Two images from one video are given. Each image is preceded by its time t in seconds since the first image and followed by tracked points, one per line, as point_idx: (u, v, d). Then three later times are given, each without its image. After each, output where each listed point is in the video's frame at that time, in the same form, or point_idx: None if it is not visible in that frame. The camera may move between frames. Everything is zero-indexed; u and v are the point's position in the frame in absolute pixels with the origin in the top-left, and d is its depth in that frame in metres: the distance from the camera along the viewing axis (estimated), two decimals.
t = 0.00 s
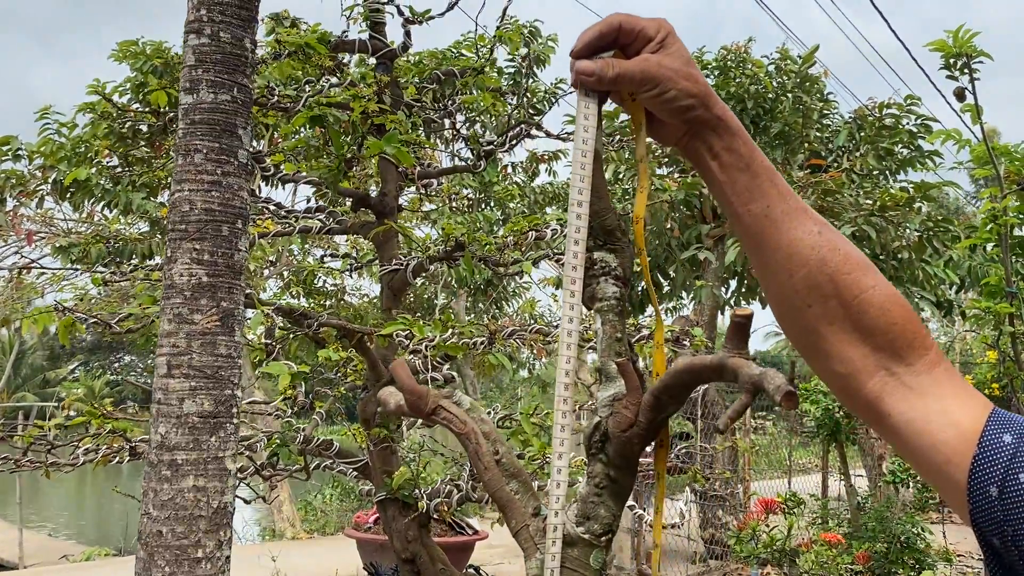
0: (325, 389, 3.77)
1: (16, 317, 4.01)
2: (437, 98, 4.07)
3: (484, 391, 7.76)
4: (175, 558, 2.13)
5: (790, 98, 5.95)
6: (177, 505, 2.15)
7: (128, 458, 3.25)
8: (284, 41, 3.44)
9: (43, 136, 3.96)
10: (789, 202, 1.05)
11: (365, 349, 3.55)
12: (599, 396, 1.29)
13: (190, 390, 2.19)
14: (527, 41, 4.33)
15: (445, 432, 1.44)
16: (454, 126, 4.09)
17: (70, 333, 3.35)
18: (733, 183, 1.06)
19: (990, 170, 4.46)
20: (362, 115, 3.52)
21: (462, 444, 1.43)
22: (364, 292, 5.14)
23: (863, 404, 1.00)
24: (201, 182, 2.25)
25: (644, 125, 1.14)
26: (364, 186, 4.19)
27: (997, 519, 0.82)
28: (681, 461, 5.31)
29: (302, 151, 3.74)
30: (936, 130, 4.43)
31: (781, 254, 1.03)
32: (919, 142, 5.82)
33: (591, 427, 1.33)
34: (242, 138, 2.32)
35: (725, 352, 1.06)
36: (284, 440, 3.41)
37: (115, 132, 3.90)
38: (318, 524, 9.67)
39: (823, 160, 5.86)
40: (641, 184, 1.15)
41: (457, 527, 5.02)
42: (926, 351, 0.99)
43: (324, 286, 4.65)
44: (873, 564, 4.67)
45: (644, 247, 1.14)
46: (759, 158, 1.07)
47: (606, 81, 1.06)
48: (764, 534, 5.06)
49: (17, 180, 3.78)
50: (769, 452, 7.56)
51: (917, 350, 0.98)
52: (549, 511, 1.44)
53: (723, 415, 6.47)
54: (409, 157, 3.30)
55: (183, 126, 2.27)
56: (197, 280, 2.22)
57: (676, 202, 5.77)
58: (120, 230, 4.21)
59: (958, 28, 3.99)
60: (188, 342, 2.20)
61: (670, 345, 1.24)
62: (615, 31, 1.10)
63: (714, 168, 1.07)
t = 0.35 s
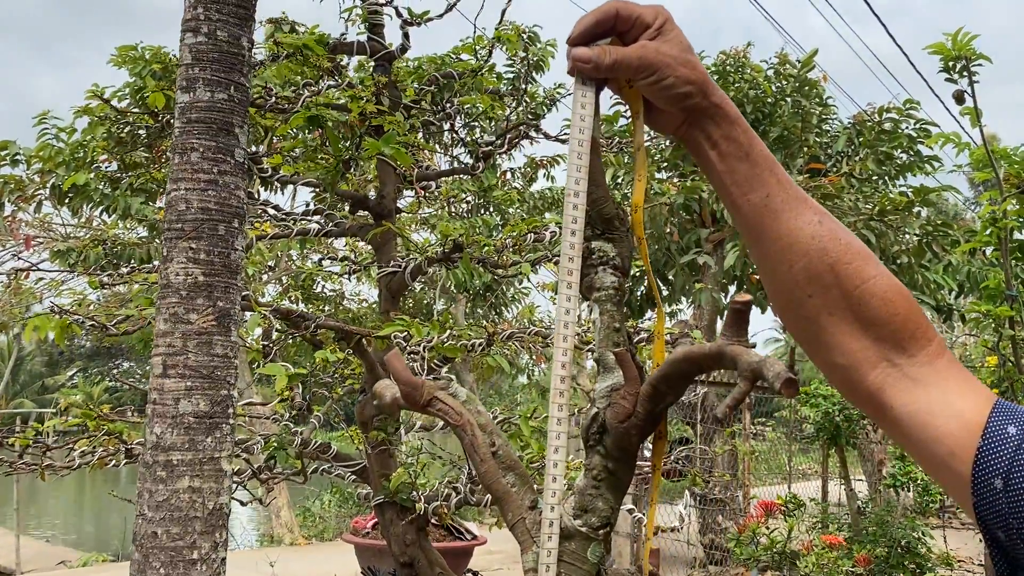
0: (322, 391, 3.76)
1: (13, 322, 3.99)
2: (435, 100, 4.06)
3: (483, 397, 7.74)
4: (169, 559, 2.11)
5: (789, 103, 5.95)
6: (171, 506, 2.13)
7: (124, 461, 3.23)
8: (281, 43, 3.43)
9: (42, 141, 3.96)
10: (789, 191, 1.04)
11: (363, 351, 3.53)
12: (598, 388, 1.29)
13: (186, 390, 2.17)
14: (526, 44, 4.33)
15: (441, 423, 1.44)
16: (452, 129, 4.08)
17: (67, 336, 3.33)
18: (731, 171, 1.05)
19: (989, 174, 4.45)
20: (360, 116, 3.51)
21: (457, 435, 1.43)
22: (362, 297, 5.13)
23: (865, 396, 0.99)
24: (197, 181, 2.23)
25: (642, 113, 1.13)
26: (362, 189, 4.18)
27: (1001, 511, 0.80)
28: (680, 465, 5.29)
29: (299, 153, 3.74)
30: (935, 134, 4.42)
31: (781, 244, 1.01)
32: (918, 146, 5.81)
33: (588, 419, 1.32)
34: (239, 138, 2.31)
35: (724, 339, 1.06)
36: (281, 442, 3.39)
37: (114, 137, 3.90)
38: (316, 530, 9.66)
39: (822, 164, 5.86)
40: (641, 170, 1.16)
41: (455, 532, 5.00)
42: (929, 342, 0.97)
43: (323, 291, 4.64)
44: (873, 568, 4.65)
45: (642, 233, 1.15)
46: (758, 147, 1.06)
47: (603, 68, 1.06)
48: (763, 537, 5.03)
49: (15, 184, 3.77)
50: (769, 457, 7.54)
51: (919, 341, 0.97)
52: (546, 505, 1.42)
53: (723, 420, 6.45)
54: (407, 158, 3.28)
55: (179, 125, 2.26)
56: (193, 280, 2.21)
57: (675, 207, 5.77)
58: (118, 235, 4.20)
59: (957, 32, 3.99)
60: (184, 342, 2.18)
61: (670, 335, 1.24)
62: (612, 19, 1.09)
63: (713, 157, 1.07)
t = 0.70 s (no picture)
0: (320, 393, 3.75)
1: (11, 324, 3.98)
2: (433, 102, 4.06)
3: (482, 399, 7.74)
4: (166, 560, 2.10)
5: (788, 105, 5.95)
6: (168, 507, 2.12)
7: (121, 463, 3.22)
8: (279, 44, 3.43)
9: (41, 143, 3.96)
10: (784, 188, 1.04)
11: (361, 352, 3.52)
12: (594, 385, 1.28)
13: (183, 391, 2.16)
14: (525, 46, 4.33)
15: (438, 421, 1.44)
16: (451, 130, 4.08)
17: (65, 338, 3.33)
18: (726, 168, 1.04)
19: (988, 175, 4.44)
20: (359, 118, 3.51)
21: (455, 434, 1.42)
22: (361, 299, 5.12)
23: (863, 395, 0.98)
24: (195, 181, 2.23)
25: (638, 110, 1.13)
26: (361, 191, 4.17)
27: (999, 510, 0.79)
28: (678, 467, 5.28)
29: (298, 155, 3.73)
30: (933, 136, 4.42)
31: (777, 241, 1.01)
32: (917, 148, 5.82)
33: (585, 417, 1.31)
34: (236, 137, 2.31)
35: (720, 334, 1.05)
36: (279, 444, 3.38)
37: (112, 139, 3.90)
38: (315, 533, 9.66)
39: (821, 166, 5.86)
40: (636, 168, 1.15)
41: (454, 535, 4.99)
42: (926, 340, 0.97)
43: (321, 293, 4.63)
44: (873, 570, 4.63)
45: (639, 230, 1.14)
46: (754, 144, 1.06)
47: (597, 64, 1.06)
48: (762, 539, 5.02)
49: (14, 186, 3.77)
50: (769, 460, 7.52)
51: (916, 339, 0.97)
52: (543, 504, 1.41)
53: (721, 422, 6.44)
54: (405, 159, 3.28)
55: (177, 125, 2.25)
56: (190, 280, 2.20)
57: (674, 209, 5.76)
58: (117, 237, 4.20)
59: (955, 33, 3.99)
60: (181, 342, 2.18)
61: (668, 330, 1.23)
62: (607, 14, 1.09)
63: (709, 155, 1.06)
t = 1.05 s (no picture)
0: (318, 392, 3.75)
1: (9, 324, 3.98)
2: (432, 102, 4.07)
3: (481, 400, 7.74)
4: (165, 560, 2.10)
5: (787, 105, 5.95)
6: (167, 506, 2.12)
7: (120, 463, 3.22)
8: (278, 44, 3.43)
9: (40, 143, 3.96)
10: (780, 187, 1.04)
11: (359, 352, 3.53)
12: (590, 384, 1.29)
13: (182, 391, 2.16)
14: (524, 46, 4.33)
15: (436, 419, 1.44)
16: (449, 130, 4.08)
17: (64, 339, 3.34)
18: (722, 167, 1.04)
19: (986, 176, 4.45)
20: (357, 118, 3.51)
21: (452, 432, 1.42)
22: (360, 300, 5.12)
23: (858, 395, 0.99)
24: (194, 181, 2.23)
25: (634, 108, 1.13)
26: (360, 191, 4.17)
27: (994, 509, 0.80)
28: (677, 467, 5.28)
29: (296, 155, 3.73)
30: (931, 136, 4.43)
31: (773, 240, 1.01)
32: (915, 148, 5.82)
33: (582, 415, 1.32)
34: (235, 137, 2.31)
35: (711, 332, 1.04)
36: (277, 444, 3.39)
37: (111, 139, 3.90)
38: (314, 533, 9.66)
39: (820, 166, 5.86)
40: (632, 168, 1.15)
41: (453, 535, 4.99)
42: (921, 339, 0.97)
43: (321, 294, 4.63)
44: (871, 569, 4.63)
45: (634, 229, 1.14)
46: (750, 142, 1.06)
47: (592, 63, 1.06)
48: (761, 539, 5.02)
49: (12, 186, 3.77)
50: (768, 460, 7.52)
51: (911, 339, 0.97)
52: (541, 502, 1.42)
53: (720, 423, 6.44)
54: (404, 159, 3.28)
55: (175, 125, 2.26)
56: (188, 280, 2.20)
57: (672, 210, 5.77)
58: (115, 238, 4.20)
59: (954, 33, 3.99)
60: (180, 342, 2.18)
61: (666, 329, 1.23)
62: (602, 14, 1.09)
63: (704, 153, 1.06)
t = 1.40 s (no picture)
0: (317, 389, 3.76)
1: (7, 321, 3.98)
2: (431, 98, 4.07)
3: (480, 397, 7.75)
4: (164, 555, 2.10)
5: (786, 102, 5.95)
6: (166, 502, 2.12)
7: (119, 460, 3.22)
8: (276, 41, 3.43)
9: (39, 140, 3.96)
10: (775, 186, 1.04)
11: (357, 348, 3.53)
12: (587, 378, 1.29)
13: (180, 386, 2.17)
14: (523, 43, 4.33)
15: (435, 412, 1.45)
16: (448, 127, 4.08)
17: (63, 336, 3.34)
18: (717, 165, 1.05)
19: (985, 173, 4.45)
20: (356, 114, 3.51)
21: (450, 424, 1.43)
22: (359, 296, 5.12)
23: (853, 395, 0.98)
24: (193, 177, 2.23)
25: (630, 105, 1.13)
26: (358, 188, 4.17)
27: (987, 508, 0.81)
28: (676, 463, 5.29)
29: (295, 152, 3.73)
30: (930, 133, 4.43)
31: (767, 239, 1.02)
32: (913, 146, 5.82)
33: (578, 409, 1.33)
34: (234, 133, 2.31)
35: (706, 327, 1.04)
36: (277, 440, 3.39)
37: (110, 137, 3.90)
38: (312, 530, 9.67)
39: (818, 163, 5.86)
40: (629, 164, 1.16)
41: (452, 531, 4.99)
42: (915, 338, 0.98)
43: (319, 291, 4.64)
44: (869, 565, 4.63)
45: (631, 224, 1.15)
46: (745, 141, 1.06)
47: (586, 60, 1.07)
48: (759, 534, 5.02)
49: (11, 183, 3.77)
50: (766, 457, 7.54)
51: (905, 338, 0.97)
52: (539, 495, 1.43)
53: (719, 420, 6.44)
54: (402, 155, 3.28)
55: (174, 121, 2.26)
56: (187, 276, 2.20)
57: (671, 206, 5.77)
58: (114, 235, 4.20)
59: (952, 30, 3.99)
60: (178, 338, 2.18)
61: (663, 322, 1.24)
62: (597, 11, 1.10)
63: (699, 152, 1.07)
